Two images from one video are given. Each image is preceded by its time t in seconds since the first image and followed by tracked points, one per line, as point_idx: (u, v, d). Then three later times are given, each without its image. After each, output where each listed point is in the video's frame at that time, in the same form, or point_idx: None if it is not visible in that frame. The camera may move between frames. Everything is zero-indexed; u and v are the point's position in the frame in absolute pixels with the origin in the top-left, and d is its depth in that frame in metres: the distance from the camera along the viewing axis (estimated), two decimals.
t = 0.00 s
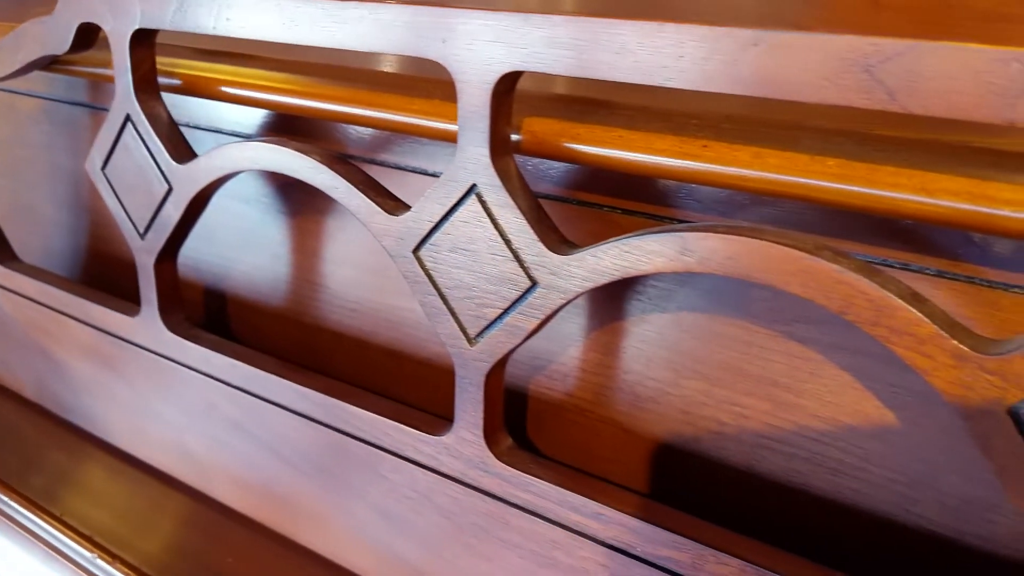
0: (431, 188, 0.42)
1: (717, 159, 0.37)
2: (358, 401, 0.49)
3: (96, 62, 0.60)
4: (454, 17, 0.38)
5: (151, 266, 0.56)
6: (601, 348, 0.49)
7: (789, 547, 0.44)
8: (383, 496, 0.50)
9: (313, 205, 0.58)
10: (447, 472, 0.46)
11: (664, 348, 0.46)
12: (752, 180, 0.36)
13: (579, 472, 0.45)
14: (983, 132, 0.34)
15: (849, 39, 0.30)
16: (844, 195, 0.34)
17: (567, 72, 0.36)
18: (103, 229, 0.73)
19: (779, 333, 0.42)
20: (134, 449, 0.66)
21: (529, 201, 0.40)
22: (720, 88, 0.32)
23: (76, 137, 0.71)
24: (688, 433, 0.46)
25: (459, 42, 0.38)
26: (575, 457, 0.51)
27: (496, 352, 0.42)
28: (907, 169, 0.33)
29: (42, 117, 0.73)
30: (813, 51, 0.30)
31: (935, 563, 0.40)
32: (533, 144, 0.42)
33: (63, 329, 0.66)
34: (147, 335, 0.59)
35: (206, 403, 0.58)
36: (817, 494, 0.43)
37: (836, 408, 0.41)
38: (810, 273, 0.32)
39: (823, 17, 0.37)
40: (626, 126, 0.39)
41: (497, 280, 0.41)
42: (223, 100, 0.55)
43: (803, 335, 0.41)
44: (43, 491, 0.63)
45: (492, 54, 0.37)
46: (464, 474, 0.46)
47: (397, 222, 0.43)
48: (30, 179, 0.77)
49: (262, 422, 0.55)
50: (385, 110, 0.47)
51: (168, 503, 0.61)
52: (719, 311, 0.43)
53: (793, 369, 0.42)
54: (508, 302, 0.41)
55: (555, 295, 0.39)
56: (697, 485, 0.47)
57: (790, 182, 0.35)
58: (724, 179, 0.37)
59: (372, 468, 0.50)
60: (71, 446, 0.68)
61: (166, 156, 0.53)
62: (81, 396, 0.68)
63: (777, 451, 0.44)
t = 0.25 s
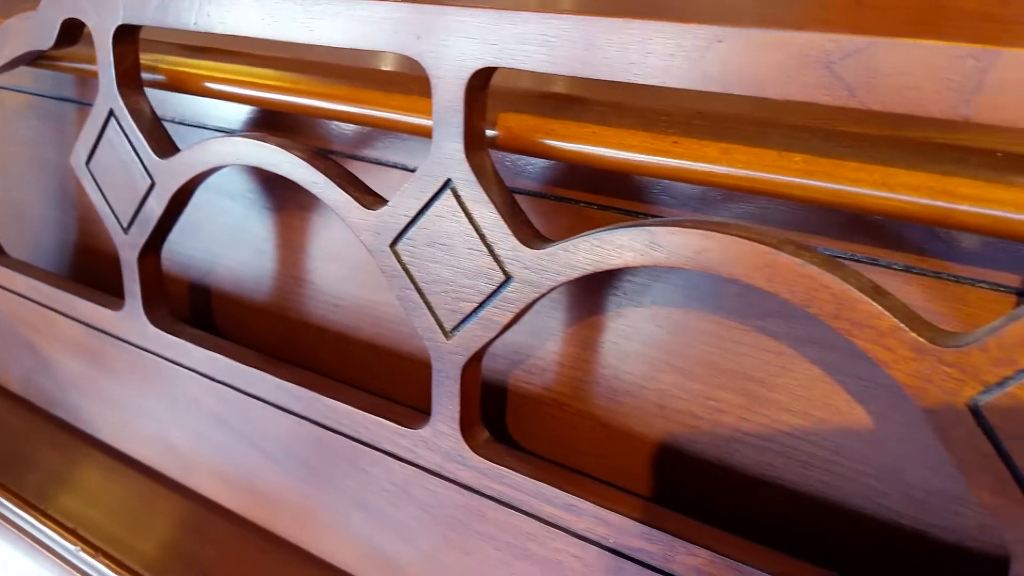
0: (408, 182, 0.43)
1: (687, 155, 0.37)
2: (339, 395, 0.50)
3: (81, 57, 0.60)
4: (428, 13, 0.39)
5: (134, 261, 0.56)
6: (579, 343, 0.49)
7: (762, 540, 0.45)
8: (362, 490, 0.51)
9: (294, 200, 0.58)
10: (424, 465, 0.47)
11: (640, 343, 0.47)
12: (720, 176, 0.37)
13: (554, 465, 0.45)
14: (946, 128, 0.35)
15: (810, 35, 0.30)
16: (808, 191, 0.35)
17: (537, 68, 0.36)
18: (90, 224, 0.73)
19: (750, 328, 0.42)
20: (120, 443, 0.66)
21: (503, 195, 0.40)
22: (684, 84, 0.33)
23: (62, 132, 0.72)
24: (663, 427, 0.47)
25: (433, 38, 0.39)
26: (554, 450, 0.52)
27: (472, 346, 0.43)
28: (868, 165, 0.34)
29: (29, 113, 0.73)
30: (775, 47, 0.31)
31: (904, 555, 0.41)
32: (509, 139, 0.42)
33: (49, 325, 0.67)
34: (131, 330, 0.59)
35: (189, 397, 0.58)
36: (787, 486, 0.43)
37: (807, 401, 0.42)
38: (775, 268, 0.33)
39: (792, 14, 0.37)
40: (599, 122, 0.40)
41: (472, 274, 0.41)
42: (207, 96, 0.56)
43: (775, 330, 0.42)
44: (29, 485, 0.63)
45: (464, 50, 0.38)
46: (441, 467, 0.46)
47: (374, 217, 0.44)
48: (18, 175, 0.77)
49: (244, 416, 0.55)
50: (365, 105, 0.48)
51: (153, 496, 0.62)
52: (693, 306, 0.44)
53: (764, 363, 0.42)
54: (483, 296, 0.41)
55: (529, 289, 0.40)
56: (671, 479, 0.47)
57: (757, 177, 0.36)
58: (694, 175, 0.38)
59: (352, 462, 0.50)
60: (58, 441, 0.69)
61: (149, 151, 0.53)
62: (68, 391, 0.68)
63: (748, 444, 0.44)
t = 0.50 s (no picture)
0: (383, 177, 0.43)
1: (654, 151, 0.38)
2: (317, 389, 0.50)
3: (65, 53, 0.60)
4: (400, 10, 0.39)
5: (117, 256, 0.57)
6: (556, 338, 0.49)
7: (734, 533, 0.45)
8: (340, 482, 0.51)
9: (276, 196, 0.58)
10: (400, 458, 0.47)
11: (614, 337, 0.47)
12: (688, 171, 0.37)
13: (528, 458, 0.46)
14: (910, 124, 0.35)
15: (770, 31, 0.31)
16: (773, 186, 0.36)
17: (507, 63, 0.37)
18: (76, 220, 0.73)
19: (721, 322, 0.43)
20: (105, 438, 0.67)
21: (476, 189, 0.41)
22: (648, 80, 0.34)
23: (48, 128, 0.72)
24: (638, 420, 0.47)
25: (406, 33, 0.39)
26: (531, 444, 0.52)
27: (445, 339, 0.43)
28: (832, 161, 0.34)
29: (15, 109, 0.73)
30: (737, 43, 0.31)
31: (873, 548, 0.41)
32: (483, 135, 0.43)
33: (34, 320, 0.67)
34: (114, 324, 0.60)
35: (171, 391, 0.59)
36: (758, 479, 0.44)
37: (777, 395, 0.42)
38: (738, 260, 0.34)
39: (759, 11, 0.38)
40: (570, 118, 0.41)
41: (445, 267, 0.42)
42: (189, 91, 0.56)
43: (745, 324, 0.42)
44: (13, 479, 0.64)
45: (435, 45, 0.38)
46: (416, 460, 0.47)
47: (350, 211, 0.44)
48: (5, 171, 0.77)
49: (225, 409, 0.56)
50: (343, 101, 0.48)
51: (138, 491, 0.63)
52: (665, 300, 0.44)
53: (734, 357, 0.43)
54: (457, 290, 0.42)
55: (501, 283, 0.40)
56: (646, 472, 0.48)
57: (723, 172, 0.37)
58: (662, 170, 0.38)
59: (330, 455, 0.51)
60: (44, 435, 0.69)
61: (131, 146, 0.53)
62: (53, 386, 0.69)
63: (720, 437, 0.45)
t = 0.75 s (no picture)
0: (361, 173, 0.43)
1: (629, 148, 0.38)
2: (299, 384, 0.51)
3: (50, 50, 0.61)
4: (378, 7, 0.39)
5: (101, 252, 0.57)
6: (536, 334, 0.50)
7: (711, 528, 0.46)
8: (322, 478, 0.51)
9: (261, 192, 0.59)
10: (380, 453, 0.47)
11: (594, 333, 0.47)
12: (661, 167, 0.38)
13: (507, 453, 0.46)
14: (878, 122, 0.36)
15: (738, 29, 0.31)
16: (744, 183, 0.36)
17: (481, 60, 0.37)
18: (64, 217, 0.73)
19: (697, 318, 0.43)
20: (92, 434, 0.67)
21: (453, 185, 0.41)
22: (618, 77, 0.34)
23: (36, 125, 0.72)
24: (617, 415, 0.48)
25: (383, 30, 0.39)
26: (512, 440, 0.53)
27: (423, 334, 0.43)
28: (802, 157, 0.35)
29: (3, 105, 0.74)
30: (704, 40, 0.32)
31: (846, 542, 0.42)
32: (463, 131, 0.43)
33: (20, 316, 0.67)
34: (99, 320, 0.60)
35: (156, 387, 0.59)
36: (734, 474, 0.44)
37: (752, 390, 0.42)
38: (707, 255, 0.34)
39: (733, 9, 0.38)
40: (547, 115, 0.41)
41: (422, 263, 0.42)
42: (174, 88, 0.56)
43: (720, 320, 0.42)
44: None
45: (411, 42, 0.39)
46: (396, 455, 0.47)
47: (329, 207, 0.44)
48: None
49: (209, 405, 0.56)
50: (325, 98, 0.49)
51: (124, 487, 0.63)
52: (642, 296, 0.45)
53: (710, 352, 0.43)
54: (435, 285, 0.42)
55: (478, 279, 0.40)
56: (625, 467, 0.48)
57: (696, 169, 0.37)
58: (636, 166, 0.39)
59: (312, 451, 0.51)
60: (31, 431, 0.70)
61: (115, 143, 0.54)
62: (40, 383, 0.69)
63: (697, 432, 0.45)
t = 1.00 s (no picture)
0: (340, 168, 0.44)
1: (603, 145, 0.39)
2: (280, 379, 0.51)
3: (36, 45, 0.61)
4: (356, 3, 0.40)
5: (85, 247, 0.57)
6: (515, 330, 0.50)
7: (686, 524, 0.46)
8: (301, 473, 0.51)
9: (244, 188, 0.59)
10: (358, 448, 0.48)
11: (572, 330, 0.48)
12: (634, 165, 0.38)
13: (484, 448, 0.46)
14: (849, 121, 0.36)
15: (705, 28, 0.31)
16: (715, 181, 0.36)
17: (457, 57, 0.38)
18: (51, 212, 0.74)
19: (673, 315, 0.43)
20: (76, 428, 0.67)
21: (430, 181, 0.41)
22: (589, 74, 0.34)
23: (23, 120, 0.72)
24: (594, 412, 0.48)
25: (360, 27, 0.40)
26: (492, 436, 0.53)
27: (400, 329, 0.43)
28: (772, 156, 0.35)
29: None
30: (673, 38, 0.32)
31: (817, 538, 0.42)
32: (441, 128, 0.43)
33: (6, 310, 0.67)
34: (83, 315, 0.60)
35: (139, 382, 0.59)
36: (709, 470, 0.45)
37: (726, 387, 0.43)
38: (676, 250, 0.34)
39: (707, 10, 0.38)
40: (523, 112, 0.41)
41: (399, 258, 0.42)
42: (158, 84, 0.56)
43: (695, 317, 0.43)
44: None
45: (388, 39, 0.39)
46: (374, 450, 0.47)
47: (308, 203, 0.45)
48: None
49: (191, 400, 0.56)
50: (307, 94, 0.49)
51: (106, 481, 0.63)
52: (619, 293, 0.45)
53: (685, 349, 0.44)
54: (412, 281, 0.42)
55: (454, 274, 0.41)
56: (603, 463, 0.49)
57: (667, 166, 0.37)
58: (610, 164, 0.39)
59: (292, 445, 0.51)
60: (16, 426, 0.70)
61: (98, 138, 0.54)
62: (25, 377, 0.69)
63: (672, 428, 0.45)
